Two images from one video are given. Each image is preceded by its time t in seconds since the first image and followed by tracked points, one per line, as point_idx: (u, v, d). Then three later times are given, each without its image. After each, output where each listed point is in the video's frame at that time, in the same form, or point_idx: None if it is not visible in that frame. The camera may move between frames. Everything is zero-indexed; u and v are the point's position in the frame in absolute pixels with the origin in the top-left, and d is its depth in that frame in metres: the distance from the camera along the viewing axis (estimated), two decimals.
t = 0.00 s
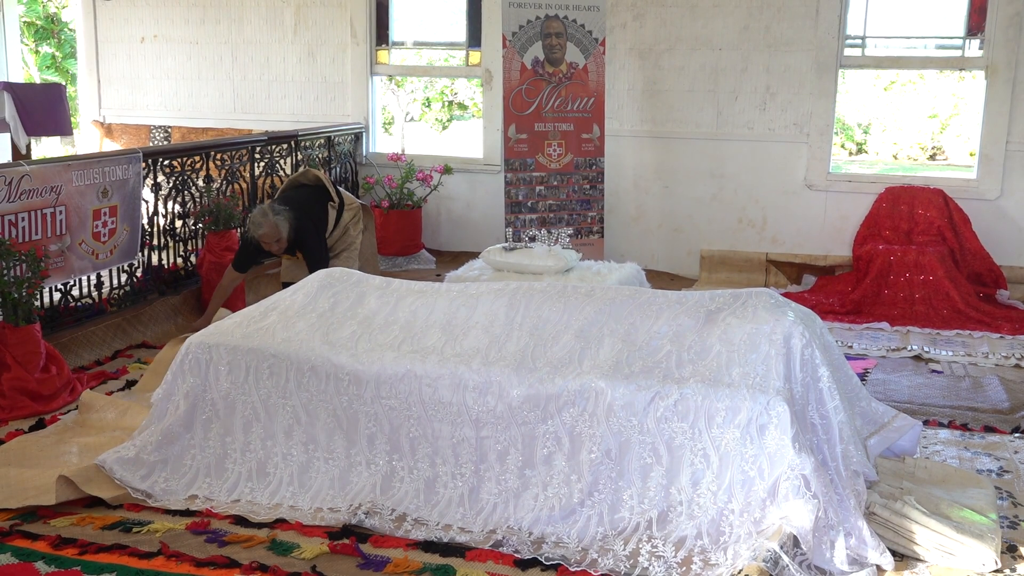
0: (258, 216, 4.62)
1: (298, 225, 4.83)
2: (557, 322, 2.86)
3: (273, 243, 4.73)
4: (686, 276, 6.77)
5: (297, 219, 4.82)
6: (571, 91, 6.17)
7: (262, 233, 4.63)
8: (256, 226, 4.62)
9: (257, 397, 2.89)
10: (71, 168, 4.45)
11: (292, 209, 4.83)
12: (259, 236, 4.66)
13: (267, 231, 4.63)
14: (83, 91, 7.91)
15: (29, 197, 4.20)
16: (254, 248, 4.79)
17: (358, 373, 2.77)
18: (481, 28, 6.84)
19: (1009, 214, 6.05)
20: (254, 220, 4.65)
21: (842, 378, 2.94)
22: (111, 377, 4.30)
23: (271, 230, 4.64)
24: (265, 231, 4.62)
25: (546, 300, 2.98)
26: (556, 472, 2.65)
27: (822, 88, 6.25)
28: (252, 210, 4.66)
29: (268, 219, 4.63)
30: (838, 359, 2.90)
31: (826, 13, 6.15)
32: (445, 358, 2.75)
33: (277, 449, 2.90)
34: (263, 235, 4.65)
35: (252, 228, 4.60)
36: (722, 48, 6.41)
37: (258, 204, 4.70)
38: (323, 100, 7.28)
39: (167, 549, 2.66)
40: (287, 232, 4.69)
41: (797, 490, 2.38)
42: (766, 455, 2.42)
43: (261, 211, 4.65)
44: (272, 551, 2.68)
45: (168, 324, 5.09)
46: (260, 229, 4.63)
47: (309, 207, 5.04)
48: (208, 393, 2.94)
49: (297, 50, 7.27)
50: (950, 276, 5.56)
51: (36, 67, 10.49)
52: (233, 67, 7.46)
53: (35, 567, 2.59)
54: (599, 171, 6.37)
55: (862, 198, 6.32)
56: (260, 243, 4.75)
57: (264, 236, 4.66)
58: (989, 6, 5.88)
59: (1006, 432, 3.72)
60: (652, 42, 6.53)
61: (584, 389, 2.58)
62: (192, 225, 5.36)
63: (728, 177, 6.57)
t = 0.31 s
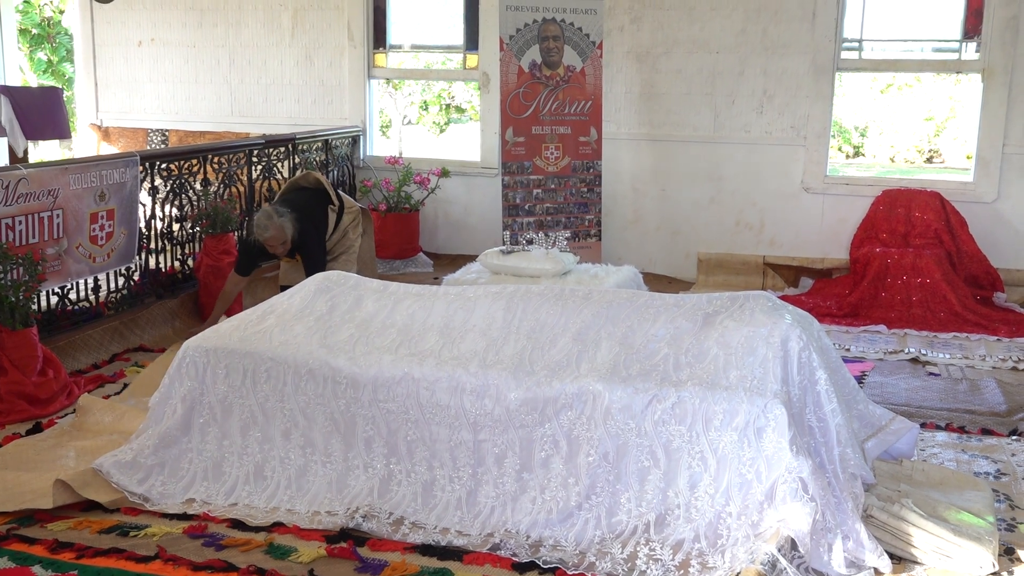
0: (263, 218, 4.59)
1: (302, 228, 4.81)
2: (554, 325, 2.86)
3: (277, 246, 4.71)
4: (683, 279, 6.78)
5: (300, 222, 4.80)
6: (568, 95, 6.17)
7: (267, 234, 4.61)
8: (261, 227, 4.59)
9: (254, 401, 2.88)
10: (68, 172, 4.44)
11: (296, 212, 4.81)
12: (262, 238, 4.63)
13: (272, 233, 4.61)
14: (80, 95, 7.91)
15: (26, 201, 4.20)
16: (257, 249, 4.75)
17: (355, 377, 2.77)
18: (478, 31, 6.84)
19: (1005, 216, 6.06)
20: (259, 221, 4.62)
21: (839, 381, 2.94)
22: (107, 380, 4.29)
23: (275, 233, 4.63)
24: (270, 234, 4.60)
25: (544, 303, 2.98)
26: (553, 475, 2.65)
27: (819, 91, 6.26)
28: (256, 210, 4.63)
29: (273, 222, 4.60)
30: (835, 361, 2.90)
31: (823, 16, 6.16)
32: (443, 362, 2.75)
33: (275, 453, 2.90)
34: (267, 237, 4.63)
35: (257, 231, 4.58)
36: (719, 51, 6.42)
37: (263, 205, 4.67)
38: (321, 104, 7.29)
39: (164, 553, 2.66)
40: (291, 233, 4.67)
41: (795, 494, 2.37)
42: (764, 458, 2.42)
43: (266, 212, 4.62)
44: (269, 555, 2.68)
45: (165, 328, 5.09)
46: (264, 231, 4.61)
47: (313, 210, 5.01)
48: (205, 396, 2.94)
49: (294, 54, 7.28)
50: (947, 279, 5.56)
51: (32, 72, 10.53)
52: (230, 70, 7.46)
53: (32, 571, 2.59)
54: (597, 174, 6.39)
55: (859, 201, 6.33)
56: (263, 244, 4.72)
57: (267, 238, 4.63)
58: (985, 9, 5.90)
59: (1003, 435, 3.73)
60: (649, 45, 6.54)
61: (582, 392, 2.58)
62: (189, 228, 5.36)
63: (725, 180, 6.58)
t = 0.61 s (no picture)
0: (275, 218, 4.81)
1: (313, 226, 5.01)
2: (553, 326, 2.86)
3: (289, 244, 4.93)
4: (681, 280, 6.78)
5: (311, 220, 4.99)
6: (566, 96, 6.18)
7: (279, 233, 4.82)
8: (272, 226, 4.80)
9: (253, 401, 2.88)
10: (67, 172, 4.44)
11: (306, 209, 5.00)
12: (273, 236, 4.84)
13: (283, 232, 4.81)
14: (78, 96, 7.90)
15: (25, 201, 4.20)
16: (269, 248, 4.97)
17: (354, 377, 2.77)
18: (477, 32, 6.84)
19: (1004, 217, 6.06)
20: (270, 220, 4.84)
21: (838, 382, 2.94)
22: (106, 381, 4.28)
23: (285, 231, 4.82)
24: (283, 232, 4.82)
25: (543, 303, 2.98)
26: (552, 476, 2.65)
27: (818, 92, 6.26)
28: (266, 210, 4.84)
29: (284, 221, 4.83)
30: (834, 362, 2.90)
31: (822, 17, 6.17)
32: (442, 362, 2.75)
33: (274, 453, 2.90)
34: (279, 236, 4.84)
35: (270, 230, 4.80)
36: (718, 52, 6.42)
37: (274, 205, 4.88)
38: (319, 105, 7.29)
39: (163, 553, 2.66)
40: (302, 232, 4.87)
41: (794, 494, 2.37)
42: (762, 459, 2.42)
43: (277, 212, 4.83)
44: (268, 556, 2.68)
45: (164, 328, 5.09)
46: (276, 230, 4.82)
47: (323, 207, 5.20)
48: (204, 397, 2.94)
49: (293, 54, 7.28)
50: (946, 280, 5.56)
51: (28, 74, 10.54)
52: (228, 71, 7.46)
53: (31, 571, 2.59)
54: (595, 175, 6.39)
55: (858, 202, 6.33)
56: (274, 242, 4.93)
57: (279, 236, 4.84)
58: (983, 10, 5.90)
59: (1002, 435, 3.73)
60: (647, 46, 6.54)
61: (581, 393, 2.58)
62: (187, 229, 5.36)
63: (724, 180, 6.58)
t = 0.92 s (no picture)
0: (293, 220, 5.20)
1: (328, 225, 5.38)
2: (552, 326, 2.86)
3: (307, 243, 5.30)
4: (681, 280, 6.78)
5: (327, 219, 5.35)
6: (566, 95, 6.18)
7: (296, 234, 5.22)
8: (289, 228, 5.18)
9: (253, 401, 2.88)
10: (66, 172, 4.44)
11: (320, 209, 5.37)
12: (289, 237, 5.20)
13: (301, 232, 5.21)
14: (77, 95, 7.90)
15: (24, 201, 4.20)
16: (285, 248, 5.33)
17: (353, 377, 2.77)
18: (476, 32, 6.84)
19: (1004, 217, 6.06)
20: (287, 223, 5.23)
21: (838, 382, 2.94)
22: (105, 381, 4.28)
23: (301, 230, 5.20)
24: (301, 232, 5.21)
25: (543, 303, 2.98)
26: (552, 476, 2.65)
27: (817, 92, 6.26)
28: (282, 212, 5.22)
29: (302, 221, 5.21)
30: (834, 362, 2.90)
31: (821, 17, 6.17)
32: (441, 362, 2.75)
33: (273, 453, 2.90)
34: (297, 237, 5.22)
35: (289, 230, 5.19)
36: (717, 52, 6.42)
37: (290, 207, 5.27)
38: (319, 105, 7.29)
39: (163, 553, 2.66)
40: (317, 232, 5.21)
41: (794, 494, 2.37)
42: (762, 459, 2.42)
43: (293, 213, 5.21)
44: (267, 556, 2.67)
45: (163, 328, 5.09)
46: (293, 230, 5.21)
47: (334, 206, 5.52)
48: (204, 397, 2.94)
49: (292, 54, 7.27)
50: (946, 280, 5.56)
51: (27, 74, 10.54)
52: (228, 71, 7.46)
53: (31, 572, 2.59)
54: (595, 175, 6.39)
55: (858, 202, 6.33)
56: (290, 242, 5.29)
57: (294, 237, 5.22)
58: (983, 9, 5.90)
59: (1001, 435, 3.73)
60: (647, 46, 6.54)
61: (580, 393, 2.58)
62: (186, 229, 5.35)
63: (724, 180, 6.58)
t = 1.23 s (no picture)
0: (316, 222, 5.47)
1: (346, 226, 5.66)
2: (553, 326, 2.86)
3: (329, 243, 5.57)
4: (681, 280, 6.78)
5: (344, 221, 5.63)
6: (566, 95, 6.18)
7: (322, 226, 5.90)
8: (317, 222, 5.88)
9: (253, 401, 2.88)
10: (66, 172, 4.44)
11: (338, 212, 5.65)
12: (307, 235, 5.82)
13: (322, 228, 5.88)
14: (77, 95, 7.90)
15: (24, 201, 4.20)
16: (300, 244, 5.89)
17: (353, 377, 2.77)
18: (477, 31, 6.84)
19: (1004, 217, 6.07)
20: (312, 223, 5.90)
21: (838, 382, 2.94)
22: (106, 381, 4.28)
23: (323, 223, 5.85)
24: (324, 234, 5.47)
25: (543, 303, 2.98)
26: (552, 475, 2.65)
27: (817, 92, 6.26)
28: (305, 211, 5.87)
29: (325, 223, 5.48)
30: (834, 362, 2.90)
31: (821, 17, 6.17)
32: (441, 362, 2.74)
33: (274, 453, 2.90)
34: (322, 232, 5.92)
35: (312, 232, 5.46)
36: (718, 52, 6.42)
37: (313, 206, 5.92)
38: (319, 104, 7.29)
39: (163, 553, 2.65)
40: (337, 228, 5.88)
41: (794, 494, 2.37)
42: (762, 458, 2.42)
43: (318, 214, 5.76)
44: (268, 556, 2.67)
45: (164, 328, 5.09)
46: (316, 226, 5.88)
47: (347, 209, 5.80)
48: (204, 397, 2.94)
49: (293, 54, 7.27)
50: (946, 279, 5.56)
51: (30, 73, 10.53)
52: (228, 71, 7.46)
53: (31, 572, 2.59)
54: (595, 175, 6.40)
55: (858, 202, 6.33)
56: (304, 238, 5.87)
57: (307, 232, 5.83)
58: (983, 9, 5.90)
59: (1002, 434, 3.73)
60: (647, 46, 6.54)
61: (581, 393, 2.58)
62: (187, 229, 5.35)
63: (724, 180, 6.58)
